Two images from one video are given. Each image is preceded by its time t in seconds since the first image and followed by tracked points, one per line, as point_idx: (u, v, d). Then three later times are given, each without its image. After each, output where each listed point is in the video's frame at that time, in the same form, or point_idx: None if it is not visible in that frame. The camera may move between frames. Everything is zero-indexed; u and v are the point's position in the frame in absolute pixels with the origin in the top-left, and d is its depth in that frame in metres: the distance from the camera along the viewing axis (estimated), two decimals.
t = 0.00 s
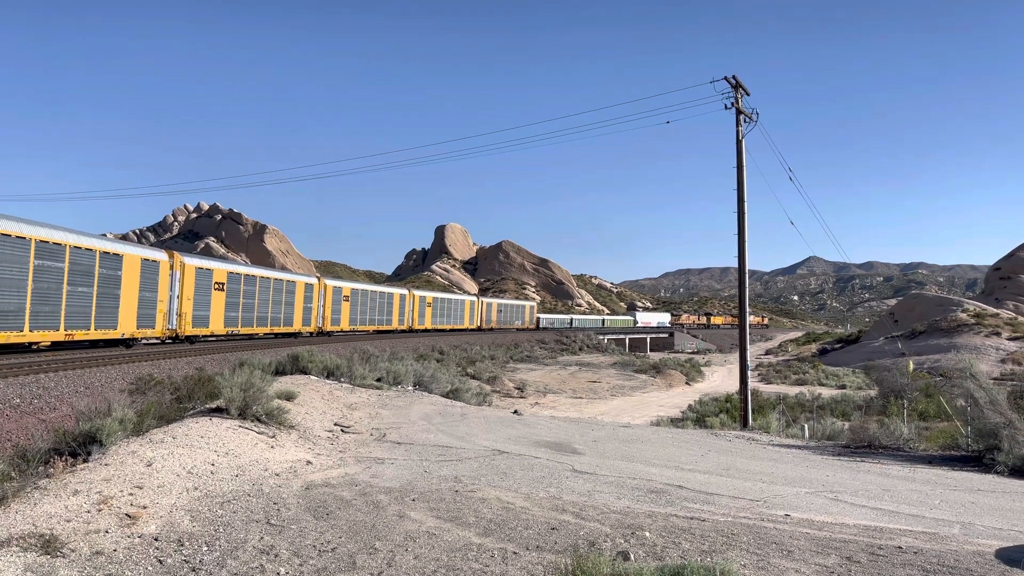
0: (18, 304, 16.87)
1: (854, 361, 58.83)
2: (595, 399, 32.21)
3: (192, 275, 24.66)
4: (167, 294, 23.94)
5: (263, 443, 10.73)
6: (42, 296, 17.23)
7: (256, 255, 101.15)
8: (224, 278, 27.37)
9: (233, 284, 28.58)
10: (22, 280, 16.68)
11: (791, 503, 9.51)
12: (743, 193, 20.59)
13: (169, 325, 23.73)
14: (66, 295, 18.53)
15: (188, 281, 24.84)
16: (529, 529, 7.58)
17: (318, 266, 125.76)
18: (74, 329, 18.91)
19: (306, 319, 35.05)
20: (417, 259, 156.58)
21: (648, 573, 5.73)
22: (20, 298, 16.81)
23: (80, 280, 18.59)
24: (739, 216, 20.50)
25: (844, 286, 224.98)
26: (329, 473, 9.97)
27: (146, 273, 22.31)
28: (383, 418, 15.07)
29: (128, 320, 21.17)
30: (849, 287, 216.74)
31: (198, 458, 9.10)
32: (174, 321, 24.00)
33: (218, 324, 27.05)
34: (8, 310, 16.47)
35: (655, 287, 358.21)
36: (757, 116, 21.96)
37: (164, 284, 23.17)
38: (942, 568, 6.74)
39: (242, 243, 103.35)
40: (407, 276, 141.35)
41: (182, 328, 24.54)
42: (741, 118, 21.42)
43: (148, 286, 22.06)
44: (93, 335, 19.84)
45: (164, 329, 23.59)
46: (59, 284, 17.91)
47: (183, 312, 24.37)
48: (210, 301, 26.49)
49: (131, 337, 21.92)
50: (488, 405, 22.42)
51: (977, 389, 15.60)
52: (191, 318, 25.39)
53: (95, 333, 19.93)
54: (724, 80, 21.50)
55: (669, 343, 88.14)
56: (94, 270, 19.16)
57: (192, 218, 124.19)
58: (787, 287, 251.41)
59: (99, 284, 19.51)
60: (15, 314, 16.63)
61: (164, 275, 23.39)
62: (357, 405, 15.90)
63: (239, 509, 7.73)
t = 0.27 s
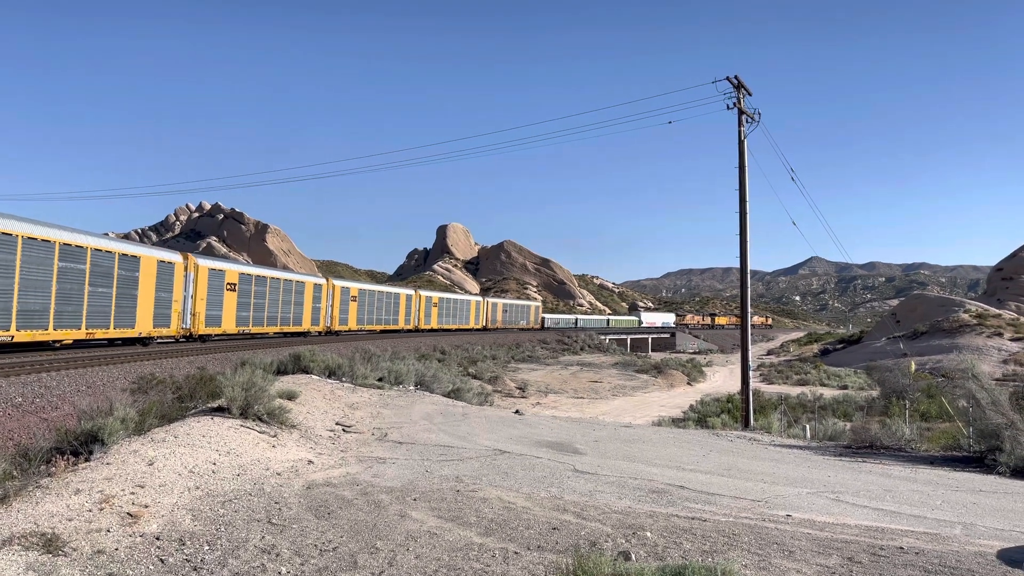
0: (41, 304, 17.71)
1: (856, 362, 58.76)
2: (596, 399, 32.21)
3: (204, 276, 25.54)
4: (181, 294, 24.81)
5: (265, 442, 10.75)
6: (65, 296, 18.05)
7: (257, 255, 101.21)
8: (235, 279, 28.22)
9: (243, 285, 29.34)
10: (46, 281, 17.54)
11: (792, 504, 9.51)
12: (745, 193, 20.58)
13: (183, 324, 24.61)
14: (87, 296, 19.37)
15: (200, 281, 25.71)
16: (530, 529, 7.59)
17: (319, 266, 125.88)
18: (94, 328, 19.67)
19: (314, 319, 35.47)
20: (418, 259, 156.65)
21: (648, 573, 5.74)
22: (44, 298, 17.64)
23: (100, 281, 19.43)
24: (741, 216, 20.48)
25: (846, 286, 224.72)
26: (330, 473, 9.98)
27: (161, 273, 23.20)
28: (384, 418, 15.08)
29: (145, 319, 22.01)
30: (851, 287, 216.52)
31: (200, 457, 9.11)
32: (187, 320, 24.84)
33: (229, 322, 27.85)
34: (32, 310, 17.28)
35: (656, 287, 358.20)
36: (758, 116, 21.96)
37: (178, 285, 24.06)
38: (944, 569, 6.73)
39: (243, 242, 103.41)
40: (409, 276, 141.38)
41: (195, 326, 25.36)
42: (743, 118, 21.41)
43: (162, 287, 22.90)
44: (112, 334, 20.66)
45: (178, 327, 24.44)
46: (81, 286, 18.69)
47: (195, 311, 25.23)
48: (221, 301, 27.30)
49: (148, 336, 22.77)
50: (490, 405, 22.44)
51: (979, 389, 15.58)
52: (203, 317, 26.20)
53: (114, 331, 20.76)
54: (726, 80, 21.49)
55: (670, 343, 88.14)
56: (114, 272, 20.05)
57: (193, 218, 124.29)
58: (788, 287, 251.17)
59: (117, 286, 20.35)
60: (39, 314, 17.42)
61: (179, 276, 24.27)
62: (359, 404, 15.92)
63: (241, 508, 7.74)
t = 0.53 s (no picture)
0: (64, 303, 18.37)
1: (858, 363, 58.69)
2: (597, 399, 32.20)
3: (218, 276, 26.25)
4: (196, 294, 25.46)
5: (266, 442, 10.75)
6: (88, 296, 18.72)
7: (259, 254, 101.27)
8: (247, 279, 28.87)
9: (254, 285, 30.00)
10: (69, 281, 18.22)
11: (793, 505, 9.50)
12: (747, 193, 20.57)
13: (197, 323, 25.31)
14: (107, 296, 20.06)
15: (214, 281, 26.41)
16: (531, 529, 7.58)
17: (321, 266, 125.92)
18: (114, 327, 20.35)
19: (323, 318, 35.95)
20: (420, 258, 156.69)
21: (650, 574, 5.74)
22: (67, 298, 18.29)
23: (120, 281, 20.11)
24: (743, 216, 20.47)
25: (848, 287, 224.45)
26: (331, 472, 9.98)
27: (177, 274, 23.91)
28: (385, 417, 15.07)
29: (161, 318, 22.71)
30: (853, 288, 216.27)
31: (201, 456, 9.11)
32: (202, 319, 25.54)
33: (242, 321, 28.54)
34: (57, 309, 17.92)
35: (658, 287, 358.10)
36: (761, 116, 21.95)
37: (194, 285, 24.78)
38: (946, 570, 6.72)
39: (245, 241, 103.48)
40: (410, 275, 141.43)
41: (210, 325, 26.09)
42: (745, 119, 21.40)
43: (178, 287, 23.61)
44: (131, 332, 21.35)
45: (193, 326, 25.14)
46: (102, 285, 19.35)
47: (209, 311, 25.92)
48: (233, 301, 28.01)
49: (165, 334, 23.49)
50: (491, 405, 22.43)
51: (981, 390, 15.57)
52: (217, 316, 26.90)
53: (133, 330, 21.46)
54: (728, 81, 21.49)
55: (672, 344, 88.10)
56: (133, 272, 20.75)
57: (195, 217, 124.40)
58: (790, 288, 250.93)
59: (136, 286, 21.01)
60: (63, 313, 18.05)
61: (194, 277, 24.98)
62: (360, 404, 15.92)
63: (242, 507, 7.74)
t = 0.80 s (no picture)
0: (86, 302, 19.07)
1: (860, 364, 58.62)
2: (599, 400, 32.18)
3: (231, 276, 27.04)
4: (209, 294, 26.26)
5: (268, 441, 10.76)
6: (109, 295, 19.52)
7: (262, 253, 101.36)
8: (258, 280, 29.63)
9: (261, 284, 30.39)
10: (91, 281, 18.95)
11: (795, 506, 9.48)
12: (749, 193, 20.55)
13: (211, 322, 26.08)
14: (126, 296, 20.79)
15: (227, 281, 27.18)
16: (532, 529, 7.57)
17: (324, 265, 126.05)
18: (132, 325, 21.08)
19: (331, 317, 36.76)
20: (422, 258, 156.69)
21: (652, 574, 5.75)
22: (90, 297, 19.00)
23: (139, 281, 20.86)
24: (745, 216, 20.45)
25: (850, 288, 224.19)
26: (333, 472, 9.99)
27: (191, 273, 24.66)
28: (387, 417, 15.08)
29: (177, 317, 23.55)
30: (855, 290, 216.05)
31: (203, 455, 9.12)
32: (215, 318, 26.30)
33: (253, 320, 29.34)
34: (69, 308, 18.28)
35: (660, 288, 358.21)
36: (764, 117, 21.94)
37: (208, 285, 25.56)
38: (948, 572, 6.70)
39: (248, 241, 103.56)
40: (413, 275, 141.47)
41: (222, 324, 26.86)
42: (748, 119, 21.40)
43: (193, 286, 24.37)
44: (148, 330, 22.12)
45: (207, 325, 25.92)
46: (122, 286, 20.16)
47: (222, 310, 26.67)
48: (245, 301, 28.84)
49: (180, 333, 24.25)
50: (493, 405, 22.43)
51: (984, 392, 15.54)
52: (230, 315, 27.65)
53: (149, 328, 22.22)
54: (731, 81, 21.49)
55: (673, 344, 88.09)
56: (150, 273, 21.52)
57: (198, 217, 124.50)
58: (792, 289, 250.69)
59: (153, 286, 21.86)
60: (86, 311, 18.75)
61: (207, 277, 25.76)
62: (362, 403, 15.94)
63: (243, 506, 7.75)
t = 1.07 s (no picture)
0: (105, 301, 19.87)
1: (863, 366, 58.53)
2: (601, 400, 32.17)
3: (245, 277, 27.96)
4: (222, 294, 26.97)
5: (270, 440, 10.77)
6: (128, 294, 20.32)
7: (264, 253, 101.53)
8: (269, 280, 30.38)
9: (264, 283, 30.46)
10: (112, 281, 19.80)
11: (797, 507, 9.47)
12: (752, 194, 20.53)
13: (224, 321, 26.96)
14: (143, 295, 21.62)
15: (240, 281, 28.07)
16: (534, 530, 7.57)
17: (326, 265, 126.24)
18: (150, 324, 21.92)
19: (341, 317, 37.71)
20: (424, 258, 156.81)
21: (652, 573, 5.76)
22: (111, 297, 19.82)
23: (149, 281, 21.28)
24: (748, 217, 20.43)
25: (853, 289, 223.88)
26: (335, 471, 10.00)
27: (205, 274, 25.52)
28: (389, 416, 15.09)
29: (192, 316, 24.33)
30: (858, 291, 215.75)
31: (206, 454, 9.13)
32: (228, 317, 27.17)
33: (264, 319, 30.24)
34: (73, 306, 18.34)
35: (662, 288, 357.89)
36: (767, 118, 21.90)
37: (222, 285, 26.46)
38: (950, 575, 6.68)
39: (251, 240, 103.74)
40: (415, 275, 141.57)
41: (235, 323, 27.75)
42: (751, 121, 21.38)
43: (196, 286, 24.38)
44: (164, 329, 22.96)
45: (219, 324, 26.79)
46: (141, 286, 21.02)
47: (235, 309, 27.52)
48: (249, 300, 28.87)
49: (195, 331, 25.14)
50: (495, 405, 22.43)
51: (986, 394, 15.51)
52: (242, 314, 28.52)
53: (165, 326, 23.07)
54: (734, 82, 21.48)
55: (676, 345, 88.05)
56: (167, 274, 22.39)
57: (201, 216, 124.66)
58: (795, 290, 250.32)
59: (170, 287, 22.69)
60: (107, 310, 19.57)
61: (220, 277, 26.59)
62: (364, 403, 15.96)
63: (246, 505, 7.76)
